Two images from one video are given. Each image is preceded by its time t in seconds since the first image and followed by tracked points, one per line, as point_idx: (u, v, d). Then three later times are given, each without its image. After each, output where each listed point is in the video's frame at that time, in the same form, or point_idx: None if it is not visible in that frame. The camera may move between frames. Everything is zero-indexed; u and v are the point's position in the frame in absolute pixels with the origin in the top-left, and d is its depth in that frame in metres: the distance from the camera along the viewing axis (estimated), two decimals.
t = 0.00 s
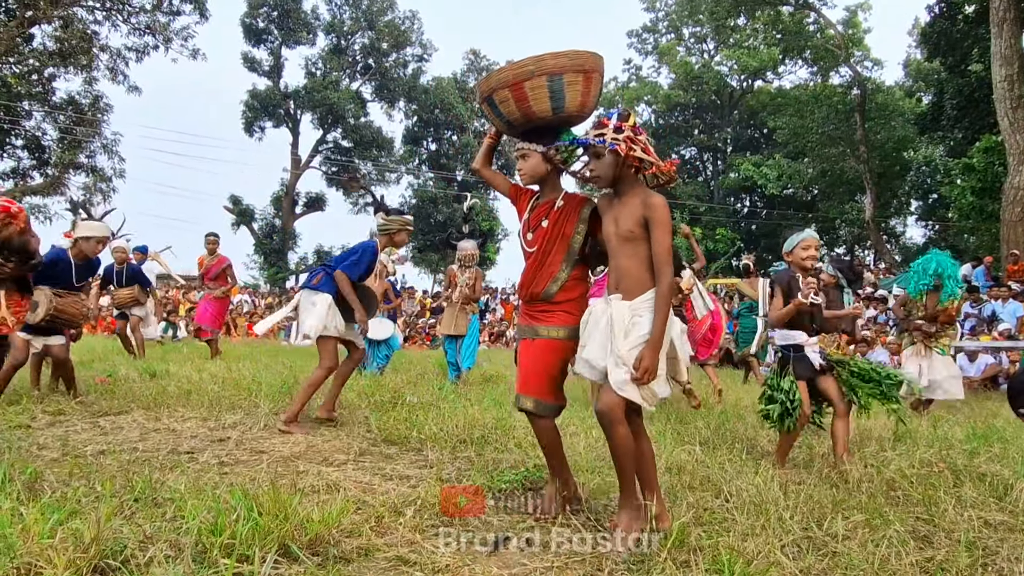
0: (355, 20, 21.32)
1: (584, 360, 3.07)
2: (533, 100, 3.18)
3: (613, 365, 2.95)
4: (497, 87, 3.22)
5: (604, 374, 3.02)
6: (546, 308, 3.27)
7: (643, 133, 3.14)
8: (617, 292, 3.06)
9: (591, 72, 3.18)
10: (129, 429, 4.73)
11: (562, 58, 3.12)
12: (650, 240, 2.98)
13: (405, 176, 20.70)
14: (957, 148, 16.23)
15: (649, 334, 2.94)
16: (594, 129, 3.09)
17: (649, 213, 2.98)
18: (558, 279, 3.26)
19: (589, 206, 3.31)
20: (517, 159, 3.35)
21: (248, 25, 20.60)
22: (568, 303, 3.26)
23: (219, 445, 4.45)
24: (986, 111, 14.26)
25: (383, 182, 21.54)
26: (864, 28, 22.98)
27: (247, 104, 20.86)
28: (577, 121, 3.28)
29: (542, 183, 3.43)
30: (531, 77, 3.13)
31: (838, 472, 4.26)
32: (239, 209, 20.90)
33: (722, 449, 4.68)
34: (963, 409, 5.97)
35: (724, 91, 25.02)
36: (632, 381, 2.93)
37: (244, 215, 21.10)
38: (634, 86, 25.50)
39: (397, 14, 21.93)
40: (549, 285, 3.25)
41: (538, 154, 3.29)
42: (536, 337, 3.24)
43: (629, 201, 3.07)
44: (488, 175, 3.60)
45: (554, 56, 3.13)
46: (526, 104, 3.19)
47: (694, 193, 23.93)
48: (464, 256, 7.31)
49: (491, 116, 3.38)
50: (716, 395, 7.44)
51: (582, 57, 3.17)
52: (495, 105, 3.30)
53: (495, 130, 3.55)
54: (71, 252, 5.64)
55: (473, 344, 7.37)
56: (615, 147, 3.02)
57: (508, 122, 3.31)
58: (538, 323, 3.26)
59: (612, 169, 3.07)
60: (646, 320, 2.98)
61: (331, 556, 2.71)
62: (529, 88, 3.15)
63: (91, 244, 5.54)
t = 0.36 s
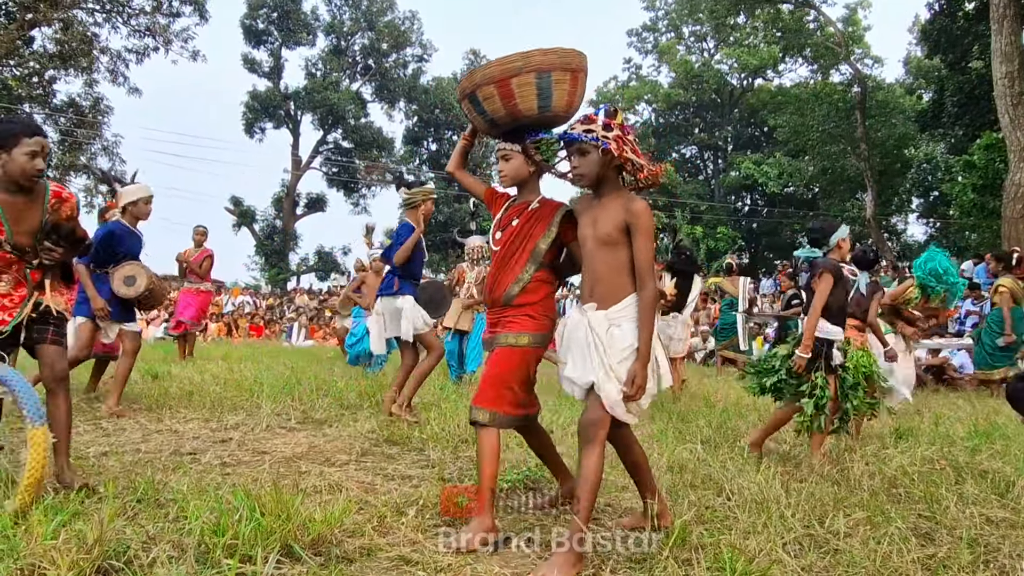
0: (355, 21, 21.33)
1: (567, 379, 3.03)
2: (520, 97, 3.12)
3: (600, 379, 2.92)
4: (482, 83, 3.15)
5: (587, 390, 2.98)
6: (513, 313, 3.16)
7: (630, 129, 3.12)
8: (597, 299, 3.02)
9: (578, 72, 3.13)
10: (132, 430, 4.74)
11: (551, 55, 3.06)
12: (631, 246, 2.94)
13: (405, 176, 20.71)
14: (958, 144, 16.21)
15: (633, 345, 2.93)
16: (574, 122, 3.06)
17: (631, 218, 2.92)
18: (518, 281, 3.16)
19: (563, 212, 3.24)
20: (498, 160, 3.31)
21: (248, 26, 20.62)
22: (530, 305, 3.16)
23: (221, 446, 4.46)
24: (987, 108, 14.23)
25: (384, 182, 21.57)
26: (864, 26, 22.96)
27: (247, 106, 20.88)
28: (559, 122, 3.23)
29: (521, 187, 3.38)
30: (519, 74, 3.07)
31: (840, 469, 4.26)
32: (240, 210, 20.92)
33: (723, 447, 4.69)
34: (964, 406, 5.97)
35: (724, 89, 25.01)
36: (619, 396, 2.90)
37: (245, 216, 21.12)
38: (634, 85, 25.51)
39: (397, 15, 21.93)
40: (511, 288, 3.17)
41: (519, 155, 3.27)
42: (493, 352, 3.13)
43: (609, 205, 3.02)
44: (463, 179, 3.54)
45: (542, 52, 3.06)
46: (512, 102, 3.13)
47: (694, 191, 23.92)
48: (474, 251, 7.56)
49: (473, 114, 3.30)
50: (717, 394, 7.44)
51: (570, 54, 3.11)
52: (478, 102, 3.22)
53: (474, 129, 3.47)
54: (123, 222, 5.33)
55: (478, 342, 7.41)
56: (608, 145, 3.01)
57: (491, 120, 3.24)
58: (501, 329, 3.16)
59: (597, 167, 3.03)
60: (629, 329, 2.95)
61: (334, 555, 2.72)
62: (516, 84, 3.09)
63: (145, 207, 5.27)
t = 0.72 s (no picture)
0: (355, 20, 21.33)
1: (532, 351, 2.85)
2: (498, 75, 3.07)
3: (572, 358, 2.83)
4: (459, 60, 3.10)
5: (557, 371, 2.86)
6: (483, 302, 3.11)
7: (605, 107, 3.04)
8: (573, 283, 2.98)
9: (557, 56, 3.11)
10: (134, 432, 4.75)
11: (532, 35, 3.04)
12: (609, 228, 2.91)
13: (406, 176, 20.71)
14: (959, 143, 16.20)
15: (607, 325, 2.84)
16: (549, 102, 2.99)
17: (609, 198, 2.92)
18: (496, 269, 3.13)
19: (539, 200, 3.21)
20: (476, 146, 3.24)
21: (248, 26, 20.62)
22: (506, 295, 3.14)
23: (223, 447, 4.47)
24: (989, 106, 14.20)
25: (385, 182, 21.57)
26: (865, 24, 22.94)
27: (248, 106, 20.88)
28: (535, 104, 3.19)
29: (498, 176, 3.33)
30: (496, 50, 3.04)
31: (841, 468, 4.26)
32: (241, 211, 20.93)
33: (725, 446, 4.69)
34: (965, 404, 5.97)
35: (724, 88, 24.99)
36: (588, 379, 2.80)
37: (246, 217, 21.12)
38: (634, 84, 25.50)
39: (397, 15, 21.92)
40: (488, 276, 3.12)
41: (497, 142, 3.21)
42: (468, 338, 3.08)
43: (587, 186, 3.00)
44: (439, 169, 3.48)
45: (523, 31, 3.03)
46: (490, 80, 3.09)
47: (696, 190, 23.89)
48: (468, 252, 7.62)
49: (450, 95, 3.25)
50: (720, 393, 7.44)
51: (551, 38, 3.09)
52: (454, 81, 3.17)
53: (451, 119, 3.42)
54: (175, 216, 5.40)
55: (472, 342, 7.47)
56: (584, 126, 2.94)
57: (468, 101, 3.18)
58: (479, 322, 3.09)
59: (575, 147, 2.98)
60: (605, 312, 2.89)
61: (336, 555, 2.72)
62: (494, 62, 3.05)
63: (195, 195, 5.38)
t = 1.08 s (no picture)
0: (356, 20, 21.32)
1: (533, 363, 2.92)
2: (497, 92, 3.10)
3: (569, 365, 2.88)
4: (459, 77, 3.14)
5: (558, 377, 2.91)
6: (489, 310, 3.23)
7: (593, 119, 3.07)
8: (569, 289, 3.00)
9: (555, 71, 3.12)
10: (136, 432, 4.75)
11: (530, 52, 3.05)
12: (599, 234, 2.92)
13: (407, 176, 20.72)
14: (961, 142, 16.17)
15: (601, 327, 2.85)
16: (538, 118, 3.01)
17: (599, 205, 2.92)
18: (499, 281, 3.21)
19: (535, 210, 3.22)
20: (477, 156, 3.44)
21: (249, 26, 20.62)
22: (510, 304, 3.23)
23: (224, 446, 4.47)
24: (990, 105, 14.16)
25: (386, 181, 21.60)
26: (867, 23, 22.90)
27: (249, 105, 20.88)
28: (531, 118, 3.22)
29: (498, 185, 3.47)
30: (496, 69, 3.06)
31: (842, 468, 4.26)
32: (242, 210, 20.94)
33: (725, 446, 4.69)
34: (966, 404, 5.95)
35: (726, 87, 24.96)
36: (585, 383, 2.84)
37: (247, 216, 21.12)
38: (636, 84, 25.47)
39: (398, 14, 21.92)
40: (492, 287, 3.21)
41: (495, 154, 3.38)
42: (483, 345, 3.19)
43: (577, 195, 3.01)
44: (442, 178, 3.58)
45: (521, 49, 3.06)
46: (490, 97, 3.12)
47: (697, 189, 23.87)
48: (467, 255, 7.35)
49: (450, 108, 3.30)
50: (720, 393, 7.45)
51: (550, 54, 3.11)
52: (454, 95, 3.22)
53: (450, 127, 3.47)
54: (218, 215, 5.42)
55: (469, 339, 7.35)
56: (579, 142, 2.97)
57: (468, 115, 3.23)
58: (483, 327, 3.22)
59: (565, 160, 2.99)
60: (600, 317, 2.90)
61: (335, 556, 2.73)
62: (493, 79, 3.08)
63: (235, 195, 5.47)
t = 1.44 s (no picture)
0: (358, 19, 21.32)
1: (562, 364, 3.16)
2: (516, 107, 3.22)
3: (587, 364, 3.04)
4: (478, 92, 3.22)
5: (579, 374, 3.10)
6: (515, 306, 3.31)
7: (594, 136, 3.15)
8: (585, 293, 3.15)
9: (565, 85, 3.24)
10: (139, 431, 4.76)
11: (546, 71, 3.16)
12: (612, 243, 3.06)
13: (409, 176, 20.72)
14: (963, 140, 16.13)
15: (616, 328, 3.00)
16: (550, 139, 3.08)
17: (608, 217, 3.06)
18: (523, 279, 3.31)
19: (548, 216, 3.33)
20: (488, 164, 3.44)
21: (251, 26, 20.64)
22: (536, 300, 3.31)
23: (227, 446, 4.47)
24: (993, 105, 14.12)
25: (388, 181, 21.61)
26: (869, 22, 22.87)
27: (250, 105, 20.89)
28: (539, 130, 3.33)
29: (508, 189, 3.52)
30: (516, 87, 3.17)
31: (845, 468, 4.25)
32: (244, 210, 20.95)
33: (727, 445, 4.69)
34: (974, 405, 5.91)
35: (728, 86, 24.94)
36: (602, 376, 3.00)
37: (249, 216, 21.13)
38: (637, 83, 25.44)
39: (399, 14, 21.91)
40: (517, 285, 3.30)
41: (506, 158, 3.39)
42: (511, 330, 3.28)
43: (587, 206, 3.13)
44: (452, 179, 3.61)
45: (538, 67, 3.16)
46: (509, 112, 3.23)
47: (699, 188, 23.86)
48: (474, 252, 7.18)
49: (465, 118, 3.37)
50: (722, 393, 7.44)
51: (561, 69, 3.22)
52: (472, 109, 3.29)
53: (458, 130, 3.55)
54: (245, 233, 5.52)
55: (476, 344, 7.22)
56: (592, 162, 3.09)
57: (485, 126, 3.32)
58: (516, 317, 3.30)
59: (576, 177, 3.10)
60: (615, 318, 3.05)
61: (339, 554, 2.73)
62: (513, 96, 3.18)
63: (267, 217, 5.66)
